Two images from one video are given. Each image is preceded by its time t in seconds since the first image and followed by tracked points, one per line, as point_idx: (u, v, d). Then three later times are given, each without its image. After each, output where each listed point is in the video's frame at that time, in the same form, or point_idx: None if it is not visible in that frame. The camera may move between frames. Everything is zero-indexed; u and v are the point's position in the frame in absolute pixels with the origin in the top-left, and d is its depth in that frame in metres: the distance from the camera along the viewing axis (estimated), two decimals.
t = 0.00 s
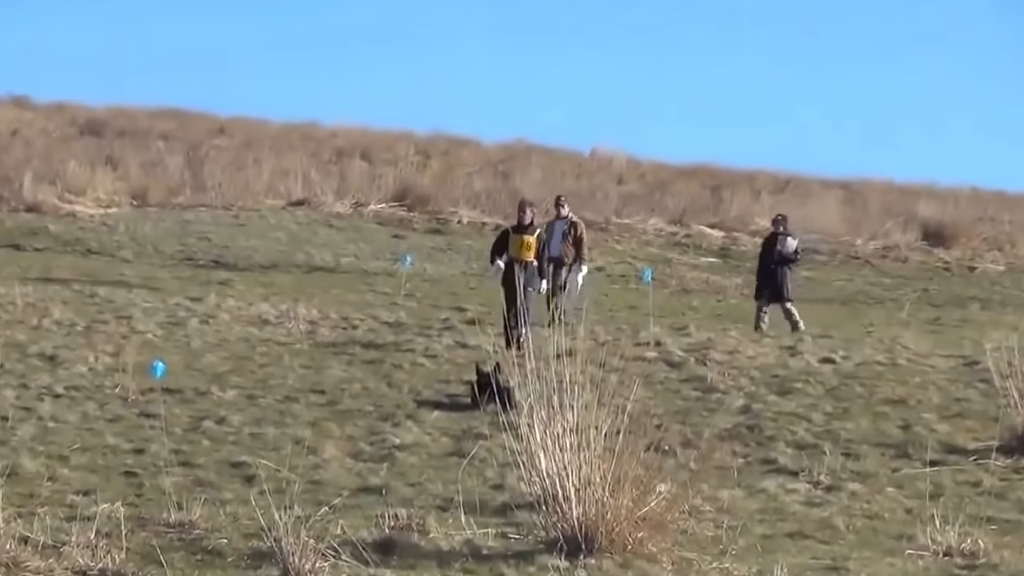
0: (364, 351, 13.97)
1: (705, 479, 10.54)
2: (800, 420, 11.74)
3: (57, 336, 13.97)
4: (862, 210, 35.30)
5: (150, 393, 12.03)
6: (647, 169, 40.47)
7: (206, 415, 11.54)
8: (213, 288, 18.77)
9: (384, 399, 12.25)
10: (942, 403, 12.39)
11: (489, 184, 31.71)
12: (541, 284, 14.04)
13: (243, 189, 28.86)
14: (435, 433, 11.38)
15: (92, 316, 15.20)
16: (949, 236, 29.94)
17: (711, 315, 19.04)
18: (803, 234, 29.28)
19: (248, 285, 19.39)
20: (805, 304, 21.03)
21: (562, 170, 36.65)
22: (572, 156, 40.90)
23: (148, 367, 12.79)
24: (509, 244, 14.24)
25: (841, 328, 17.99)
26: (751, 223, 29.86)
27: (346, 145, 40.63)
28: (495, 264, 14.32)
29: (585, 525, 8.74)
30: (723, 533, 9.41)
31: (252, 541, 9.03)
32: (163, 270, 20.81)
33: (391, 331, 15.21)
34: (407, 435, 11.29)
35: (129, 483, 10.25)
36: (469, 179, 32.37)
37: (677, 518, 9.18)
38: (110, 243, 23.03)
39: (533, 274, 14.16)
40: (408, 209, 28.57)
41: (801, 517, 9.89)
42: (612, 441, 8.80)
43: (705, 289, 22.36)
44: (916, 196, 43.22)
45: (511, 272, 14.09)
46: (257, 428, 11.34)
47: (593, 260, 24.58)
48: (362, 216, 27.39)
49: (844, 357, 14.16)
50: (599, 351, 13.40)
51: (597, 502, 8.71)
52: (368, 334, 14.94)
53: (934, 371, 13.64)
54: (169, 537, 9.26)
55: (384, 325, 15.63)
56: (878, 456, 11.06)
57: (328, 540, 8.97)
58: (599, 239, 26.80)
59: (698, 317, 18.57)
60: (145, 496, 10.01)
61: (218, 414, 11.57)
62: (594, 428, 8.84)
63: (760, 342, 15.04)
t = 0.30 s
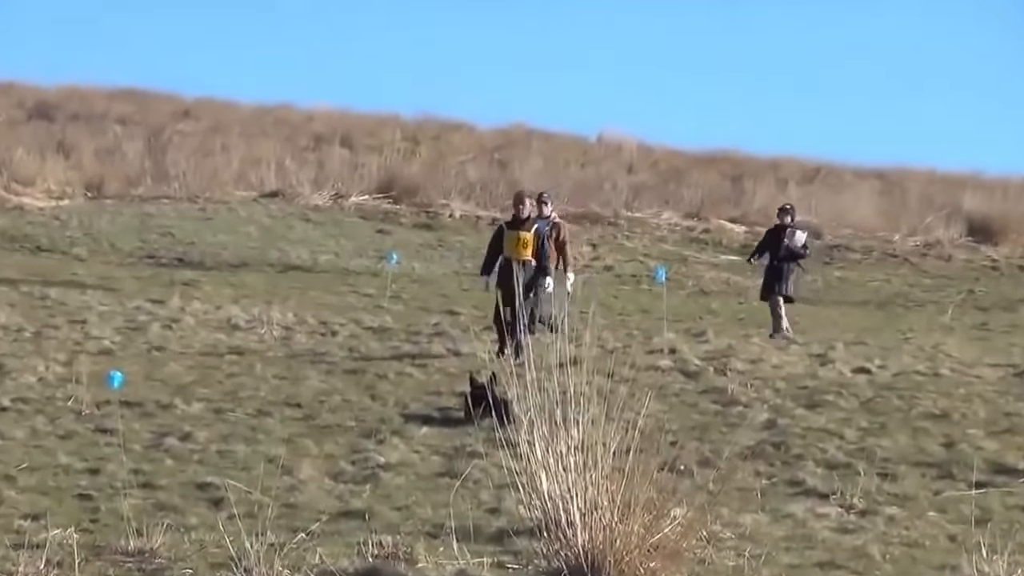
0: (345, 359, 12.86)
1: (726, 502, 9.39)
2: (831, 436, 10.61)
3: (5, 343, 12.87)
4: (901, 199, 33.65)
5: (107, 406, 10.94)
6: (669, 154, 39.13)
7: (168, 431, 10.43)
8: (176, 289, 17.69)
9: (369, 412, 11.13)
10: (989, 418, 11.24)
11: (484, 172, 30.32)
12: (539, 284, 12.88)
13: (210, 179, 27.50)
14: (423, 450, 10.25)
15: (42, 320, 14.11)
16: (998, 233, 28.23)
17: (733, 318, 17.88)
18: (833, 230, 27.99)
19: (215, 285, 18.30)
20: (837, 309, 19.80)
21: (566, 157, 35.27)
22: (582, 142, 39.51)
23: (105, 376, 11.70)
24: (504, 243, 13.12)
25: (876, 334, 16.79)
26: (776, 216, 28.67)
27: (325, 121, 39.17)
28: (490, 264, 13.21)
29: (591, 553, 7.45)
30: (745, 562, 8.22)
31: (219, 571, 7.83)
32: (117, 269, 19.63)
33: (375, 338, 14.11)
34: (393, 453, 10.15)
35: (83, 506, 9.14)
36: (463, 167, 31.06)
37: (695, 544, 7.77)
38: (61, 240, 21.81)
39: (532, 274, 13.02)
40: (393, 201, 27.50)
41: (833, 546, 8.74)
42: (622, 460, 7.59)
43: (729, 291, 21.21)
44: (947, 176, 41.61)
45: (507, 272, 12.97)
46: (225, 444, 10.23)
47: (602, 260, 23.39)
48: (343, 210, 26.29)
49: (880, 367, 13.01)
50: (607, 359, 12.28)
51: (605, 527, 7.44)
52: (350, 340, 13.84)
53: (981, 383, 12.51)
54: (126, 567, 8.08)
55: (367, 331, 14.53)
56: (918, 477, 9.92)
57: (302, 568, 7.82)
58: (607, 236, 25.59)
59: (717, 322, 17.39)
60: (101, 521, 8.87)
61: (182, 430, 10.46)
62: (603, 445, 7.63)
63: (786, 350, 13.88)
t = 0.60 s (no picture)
0: (326, 368, 11.95)
1: (747, 525, 8.40)
2: (862, 453, 9.68)
3: None
4: (940, 191, 32.66)
5: (63, 419, 10.04)
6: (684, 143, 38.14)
7: (130, 448, 9.52)
8: (140, 291, 16.80)
9: (354, 426, 10.24)
10: None
11: (478, 161, 29.27)
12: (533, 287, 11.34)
13: (177, 168, 26.72)
14: (412, 469, 9.34)
15: None
16: None
17: (754, 322, 16.98)
18: (864, 224, 27.02)
19: (182, 286, 17.38)
20: (871, 311, 18.82)
21: (570, 145, 34.23)
22: (589, 129, 38.45)
23: (62, 387, 10.80)
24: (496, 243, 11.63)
25: (912, 340, 15.82)
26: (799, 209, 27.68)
27: (303, 105, 38.12)
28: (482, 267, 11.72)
29: None
30: None
31: None
32: (74, 268, 18.64)
33: (358, 344, 13.25)
34: (377, 473, 9.22)
35: (36, 531, 8.20)
36: (456, 157, 30.08)
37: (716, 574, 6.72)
38: (15, 236, 20.89)
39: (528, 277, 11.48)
40: (380, 193, 26.88)
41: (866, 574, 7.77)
42: (632, 479, 6.68)
43: (751, 292, 20.31)
44: (973, 162, 40.56)
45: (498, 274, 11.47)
46: (193, 462, 9.31)
47: (609, 258, 22.43)
48: (323, 203, 25.39)
49: (915, 377, 12.10)
50: (616, 368, 11.38)
51: (612, 556, 6.54)
52: (330, 347, 12.95)
53: None
54: None
55: (349, 337, 13.67)
56: (958, 499, 8.98)
57: None
58: (615, 232, 24.63)
59: (736, 326, 16.43)
60: (56, 548, 7.92)
61: (144, 446, 9.55)
62: (611, 463, 6.69)
63: (813, 358, 13.01)
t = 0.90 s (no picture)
0: (308, 375, 11.56)
1: (762, 545, 7.59)
2: (888, 468, 9.10)
3: None
4: (974, 183, 32.04)
5: (24, 431, 9.47)
6: (691, 130, 37.46)
7: (96, 462, 8.91)
8: (107, 292, 16.21)
9: (340, 439, 9.65)
10: None
11: (471, 151, 28.55)
12: (530, 286, 10.37)
13: (146, 159, 26.15)
14: (401, 485, 8.68)
15: None
16: None
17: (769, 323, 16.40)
18: (892, 220, 26.38)
19: (151, 286, 16.77)
20: (902, 314, 18.16)
21: (572, 133, 33.59)
22: (594, 117, 37.72)
23: (25, 397, 10.23)
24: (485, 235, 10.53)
25: (942, 345, 15.15)
26: (821, 203, 27.11)
27: (281, 89, 37.44)
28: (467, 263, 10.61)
29: None
30: None
31: None
32: (35, 268, 17.97)
33: (342, 350, 12.91)
34: (363, 489, 8.57)
35: None
36: (449, 147, 29.44)
37: None
38: None
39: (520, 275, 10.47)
40: (365, 185, 26.41)
41: None
42: (640, 495, 5.88)
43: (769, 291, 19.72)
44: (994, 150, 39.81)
45: (489, 272, 10.37)
46: (164, 477, 8.66)
47: (615, 256, 21.76)
48: (304, 196, 24.79)
49: (947, 386, 11.73)
50: (621, 375, 10.80)
51: None
52: (311, 352, 12.62)
53: None
54: None
55: (333, 344, 13.26)
56: (992, 516, 8.28)
57: None
58: (620, 228, 23.95)
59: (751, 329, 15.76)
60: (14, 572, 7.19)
61: (111, 460, 8.96)
62: (617, 479, 5.92)
63: (836, 365, 12.77)
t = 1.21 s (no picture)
0: (302, 376, 11.38)
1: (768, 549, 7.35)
2: (895, 471, 8.92)
3: None
4: (983, 180, 31.80)
5: (9, 434, 9.30)
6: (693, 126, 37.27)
7: (84, 465, 8.75)
8: (94, 290, 16.03)
9: (334, 441, 9.47)
10: None
11: (469, 146, 28.34)
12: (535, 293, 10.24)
13: (135, 155, 25.92)
14: (396, 489, 8.50)
15: None
16: None
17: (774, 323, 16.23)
18: (900, 217, 26.20)
19: (140, 285, 16.58)
20: (911, 314, 17.94)
21: (572, 129, 33.40)
22: (594, 112, 37.52)
23: (11, 398, 10.05)
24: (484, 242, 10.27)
25: (951, 346, 14.92)
26: (827, 200, 26.91)
27: (273, 83, 37.22)
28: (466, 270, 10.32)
29: None
30: None
31: None
32: (22, 266, 17.77)
33: (337, 350, 12.74)
34: (357, 493, 8.37)
35: None
36: (446, 143, 29.27)
37: None
38: None
39: (519, 282, 10.16)
40: (359, 181, 26.25)
41: None
42: (641, 499, 5.64)
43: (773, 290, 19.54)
44: (999, 145, 39.56)
45: (486, 279, 10.07)
46: (154, 480, 8.49)
47: (615, 255, 21.55)
48: (296, 192, 24.61)
49: (955, 387, 11.53)
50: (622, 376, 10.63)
51: None
52: (304, 353, 12.45)
53: None
54: None
55: (327, 344, 13.06)
56: (1002, 521, 8.09)
57: None
58: (621, 225, 23.75)
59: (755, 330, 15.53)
60: None
61: (99, 463, 8.78)
62: (619, 483, 5.67)
63: (843, 366, 12.56)
